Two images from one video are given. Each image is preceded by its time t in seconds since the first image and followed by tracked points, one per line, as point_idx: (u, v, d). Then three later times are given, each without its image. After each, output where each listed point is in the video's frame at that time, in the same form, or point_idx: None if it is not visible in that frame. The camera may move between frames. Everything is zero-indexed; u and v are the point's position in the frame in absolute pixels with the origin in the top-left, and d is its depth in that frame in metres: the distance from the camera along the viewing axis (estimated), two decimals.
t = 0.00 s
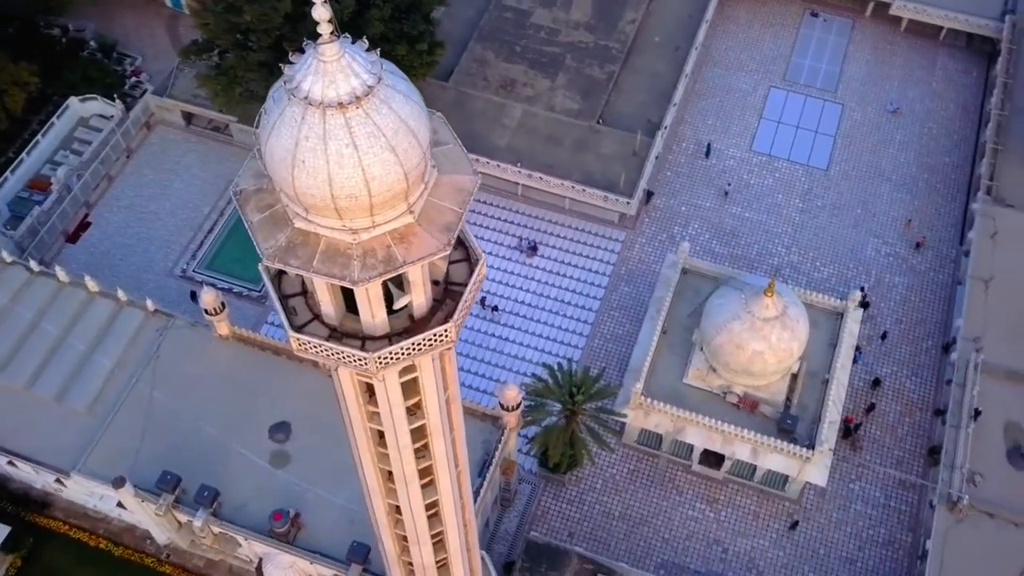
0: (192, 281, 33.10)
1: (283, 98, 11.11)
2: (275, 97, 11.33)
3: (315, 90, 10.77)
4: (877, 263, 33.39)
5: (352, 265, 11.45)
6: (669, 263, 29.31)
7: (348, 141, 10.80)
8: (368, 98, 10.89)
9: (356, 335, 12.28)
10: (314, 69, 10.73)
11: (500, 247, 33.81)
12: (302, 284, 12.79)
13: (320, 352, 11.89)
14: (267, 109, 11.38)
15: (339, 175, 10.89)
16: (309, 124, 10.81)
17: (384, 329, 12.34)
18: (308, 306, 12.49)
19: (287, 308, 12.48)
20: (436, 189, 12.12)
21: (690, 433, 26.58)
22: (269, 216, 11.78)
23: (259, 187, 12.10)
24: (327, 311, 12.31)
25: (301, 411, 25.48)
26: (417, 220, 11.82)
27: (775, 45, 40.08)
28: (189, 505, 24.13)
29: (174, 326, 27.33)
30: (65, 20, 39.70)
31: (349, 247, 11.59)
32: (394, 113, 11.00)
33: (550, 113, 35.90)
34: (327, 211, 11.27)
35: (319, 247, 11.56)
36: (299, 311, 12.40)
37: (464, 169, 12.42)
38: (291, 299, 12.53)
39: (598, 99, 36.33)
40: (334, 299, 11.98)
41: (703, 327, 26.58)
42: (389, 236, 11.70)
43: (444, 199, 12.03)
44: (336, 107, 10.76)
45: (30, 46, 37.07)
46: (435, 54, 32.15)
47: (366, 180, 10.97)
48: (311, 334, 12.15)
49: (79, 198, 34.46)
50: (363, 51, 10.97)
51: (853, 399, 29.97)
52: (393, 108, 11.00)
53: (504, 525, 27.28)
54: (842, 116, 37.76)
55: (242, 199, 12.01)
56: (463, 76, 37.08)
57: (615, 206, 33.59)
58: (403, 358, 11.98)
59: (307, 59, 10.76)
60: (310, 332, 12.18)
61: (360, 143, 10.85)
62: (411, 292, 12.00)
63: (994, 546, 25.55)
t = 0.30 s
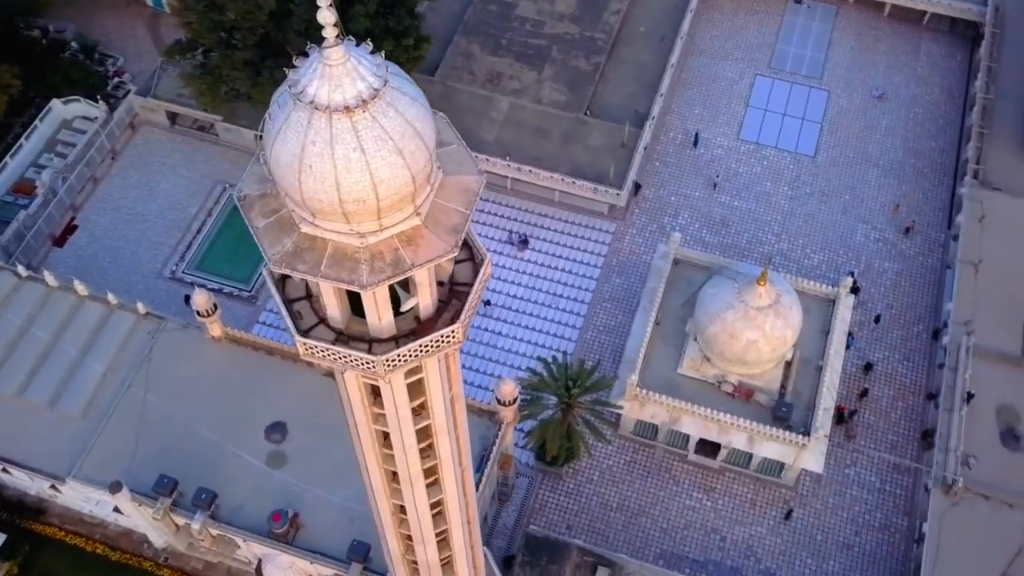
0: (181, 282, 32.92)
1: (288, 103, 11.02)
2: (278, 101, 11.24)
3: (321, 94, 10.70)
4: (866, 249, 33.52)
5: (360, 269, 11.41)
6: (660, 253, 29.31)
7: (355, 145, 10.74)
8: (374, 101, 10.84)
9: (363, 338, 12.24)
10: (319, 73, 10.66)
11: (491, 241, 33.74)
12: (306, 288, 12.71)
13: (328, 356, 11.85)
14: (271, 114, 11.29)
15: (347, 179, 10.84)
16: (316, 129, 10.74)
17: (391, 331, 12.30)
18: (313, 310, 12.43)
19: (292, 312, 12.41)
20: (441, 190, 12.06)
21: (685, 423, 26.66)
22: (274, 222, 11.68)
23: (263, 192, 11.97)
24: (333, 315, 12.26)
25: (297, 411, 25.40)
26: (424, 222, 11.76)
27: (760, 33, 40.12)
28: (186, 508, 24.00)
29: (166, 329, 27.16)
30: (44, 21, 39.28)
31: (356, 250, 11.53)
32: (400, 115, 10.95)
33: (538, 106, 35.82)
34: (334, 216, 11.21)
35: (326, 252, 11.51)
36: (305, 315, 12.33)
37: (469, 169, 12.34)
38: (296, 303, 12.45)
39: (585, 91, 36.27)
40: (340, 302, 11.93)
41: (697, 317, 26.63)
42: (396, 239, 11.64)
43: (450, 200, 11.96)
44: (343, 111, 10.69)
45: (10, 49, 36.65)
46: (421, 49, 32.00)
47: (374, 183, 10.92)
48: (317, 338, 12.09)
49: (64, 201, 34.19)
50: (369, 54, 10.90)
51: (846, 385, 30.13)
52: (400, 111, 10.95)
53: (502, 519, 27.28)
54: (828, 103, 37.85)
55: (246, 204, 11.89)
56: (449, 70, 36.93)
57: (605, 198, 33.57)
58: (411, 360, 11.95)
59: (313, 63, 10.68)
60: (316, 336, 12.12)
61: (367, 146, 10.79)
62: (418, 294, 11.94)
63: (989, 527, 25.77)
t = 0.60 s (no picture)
0: (171, 283, 32.72)
1: (293, 107, 10.94)
2: (283, 104, 11.16)
3: (328, 98, 10.64)
4: (856, 235, 33.65)
5: (370, 273, 11.35)
6: (652, 244, 29.32)
7: (363, 149, 10.70)
8: (381, 104, 10.78)
9: (370, 341, 12.19)
10: (325, 77, 10.60)
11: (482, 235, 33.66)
12: (310, 291, 12.62)
13: (336, 360, 11.79)
14: (275, 118, 11.21)
15: (355, 183, 10.79)
16: (323, 133, 10.67)
17: (398, 333, 12.26)
18: (318, 314, 12.34)
19: (297, 316, 12.32)
20: (447, 191, 12.03)
21: (681, 413, 26.70)
22: (280, 226, 11.58)
23: (267, 196, 11.85)
24: (338, 318, 12.19)
25: (293, 410, 25.34)
26: (431, 224, 11.74)
27: (745, 21, 40.15)
28: (184, 511, 23.87)
29: (158, 331, 27.01)
30: (25, 22, 38.88)
31: (365, 254, 11.48)
32: (407, 117, 10.91)
33: (525, 99, 35.74)
34: (341, 220, 11.14)
35: (334, 256, 11.44)
36: (310, 319, 12.24)
37: (475, 170, 12.32)
38: (301, 306, 12.35)
39: (572, 83, 36.20)
40: (347, 305, 11.87)
41: (691, 307, 26.68)
42: (404, 242, 11.61)
43: (457, 202, 11.94)
44: (350, 115, 10.63)
45: None
46: (408, 44, 31.77)
47: (383, 187, 10.88)
48: (324, 342, 12.02)
49: (50, 204, 33.88)
50: (374, 57, 10.84)
51: (839, 370, 30.28)
52: (406, 113, 10.91)
53: (501, 514, 27.28)
54: (815, 89, 37.92)
55: (250, 209, 11.74)
56: (435, 65, 36.77)
57: (596, 189, 33.55)
58: (419, 361, 11.93)
59: (318, 67, 10.61)
60: (323, 340, 12.04)
61: (375, 150, 10.75)
62: (425, 296, 11.91)
63: (985, 509, 25.97)
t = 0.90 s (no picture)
0: (161, 285, 32.54)
1: (300, 111, 10.91)
2: (288, 108, 11.12)
3: (335, 102, 10.61)
4: (846, 221, 33.76)
5: (379, 276, 11.33)
6: (644, 235, 29.35)
7: (372, 152, 10.67)
8: (389, 107, 10.76)
9: (377, 343, 12.18)
10: (332, 81, 10.56)
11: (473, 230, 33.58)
12: (315, 295, 12.60)
13: (344, 364, 11.79)
14: (281, 123, 11.16)
15: (364, 187, 10.77)
16: (331, 137, 10.64)
17: (405, 335, 12.25)
18: (325, 318, 12.33)
19: (303, 320, 12.29)
20: (454, 192, 11.99)
21: (677, 403, 26.77)
22: (286, 231, 11.55)
23: (273, 201, 11.83)
24: (345, 321, 12.17)
25: (289, 410, 25.26)
26: (438, 226, 11.71)
27: (730, 10, 40.15)
28: (182, 514, 23.77)
29: (151, 334, 26.84)
30: (5, 24, 38.46)
31: (373, 258, 11.46)
32: (415, 120, 10.90)
33: (512, 92, 35.64)
34: (350, 224, 11.12)
35: (342, 261, 11.42)
36: (317, 323, 12.23)
37: (481, 170, 12.28)
38: (307, 310, 12.33)
39: (559, 75, 36.12)
40: (354, 309, 11.85)
41: (684, 297, 26.73)
42: (413, 244, 11.58)
43: (464, 203, 11.91)
44: (358, 119, 10.61)
45: None
46: (394, 40, 31.57)
47: (392, 190, 10.86)
48: (332, 345, 12.01)
49: (37, 208, 33.58)
50: (380, 59, 10.81)
51: (833, 357, 30.40)
52: (414, 116, 10.89)
53: (500, 508, 27.30)
54: (801, 77, 37.97)
55: (256, 215, 11.72)
56: (421, 59, 36.60)
57: (586, 181, 33.51)
58: (427, 363, 11.94)
59: (325, 71, 10.57)
60: (330, 344, 12.02)
61: (383, 153, 10.73)
62: (432, 298, 11.89)
63: (980, 491, 26.18)
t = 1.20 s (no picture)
0: (152, 288, 32.35)
1: (307, 116, 10.97)
2: (295, 113, 11.20)
3: (343, 106, 10.68)
4: (836, 208, 33.86)
5: (389, 280, 11.33)
6: (636, 227, 29.38)
7: (380, 156, 10.74)
8: (396, 110, 10.84)
9: (385, 346, 12.14)
10: (339, 84, 10.63)
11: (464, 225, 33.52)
12: (321, 298, 12.57)
13: (353, 367, 11.77)
14: (288, 128, 11.23)
15: (373, 191, 10.83)
16: (339, 142, 10.72)
17: (413, 337, 12.24)
18: (331, 321, 12.29)
19: (310, 324, 12.26)
20: (462, 194, 12.00)
21: (673, 393, 26.84)
22: (294, 236, 11.54)
23: (279, 206, 11.82)
24: (352, 324, 12.15)
25: (286, 410, 25.20)
26: (447, 228, 11.72)
27: None
28: (181, 517, 23.67)
29: (144, 337, 26.68)
30: None
31: (383, 261, 11.46)
32: (422, 123, 10.97)
33: (500, 86, 35.55)
34: (359, 228, 11.13)
35: (351, 264, 11.42)
36: (324, 326, 12.18)
37: (487, 169, 12.33)
38: (313, 314, 12.29)
39: (547, 68, 36.04)
40: (362, 311, 11.83)
41: (678, 288, 26.80)
42: (421, 246, 11.58)
43: (471, 203, 11.95)
44: (366, 122, 10.69)
45: None
46: (381, 36, 31.33)
47: (401, 193, 10.93)
48: (340, 349, 11.96)
49: (24, 212, 33.29)
50: (387, 62, 10.88)
51: (826, 343, 30.53)
52: (421, 118, 10.97)
53: (498, 503, 27.32)
54: (788, 64, 38.00)
55: (263, 220, 11.71)
56: (408, 54, 36.42)
57: (577, 174, 33.47)
58: (437, 364, 11.97)
59: (332, 75, 10.65)
60: (338, 347, 12.00)
61: (392, 156, 10.80)
62: (440, 299, 11.90)
63: (975, 474, 26.38)
